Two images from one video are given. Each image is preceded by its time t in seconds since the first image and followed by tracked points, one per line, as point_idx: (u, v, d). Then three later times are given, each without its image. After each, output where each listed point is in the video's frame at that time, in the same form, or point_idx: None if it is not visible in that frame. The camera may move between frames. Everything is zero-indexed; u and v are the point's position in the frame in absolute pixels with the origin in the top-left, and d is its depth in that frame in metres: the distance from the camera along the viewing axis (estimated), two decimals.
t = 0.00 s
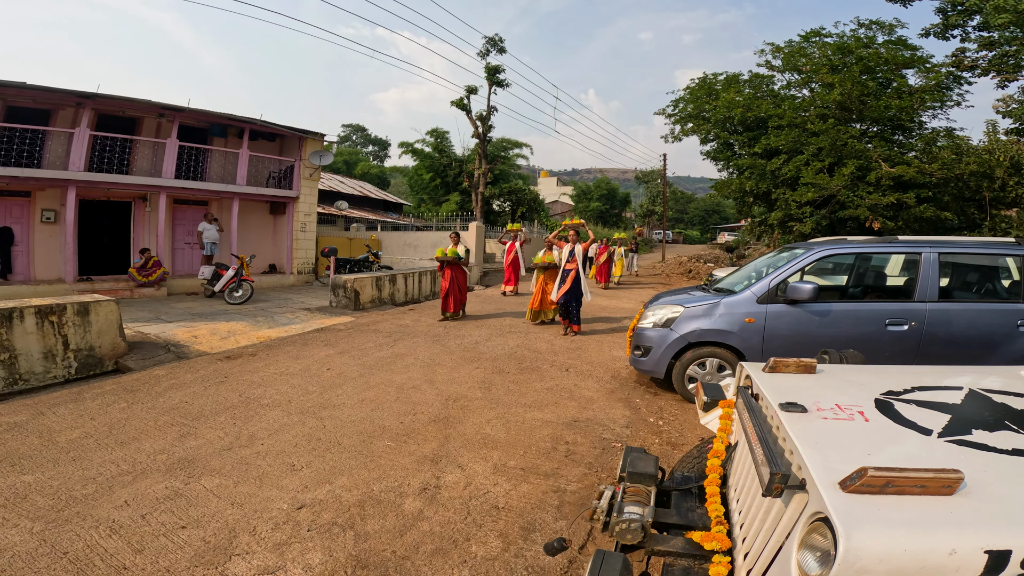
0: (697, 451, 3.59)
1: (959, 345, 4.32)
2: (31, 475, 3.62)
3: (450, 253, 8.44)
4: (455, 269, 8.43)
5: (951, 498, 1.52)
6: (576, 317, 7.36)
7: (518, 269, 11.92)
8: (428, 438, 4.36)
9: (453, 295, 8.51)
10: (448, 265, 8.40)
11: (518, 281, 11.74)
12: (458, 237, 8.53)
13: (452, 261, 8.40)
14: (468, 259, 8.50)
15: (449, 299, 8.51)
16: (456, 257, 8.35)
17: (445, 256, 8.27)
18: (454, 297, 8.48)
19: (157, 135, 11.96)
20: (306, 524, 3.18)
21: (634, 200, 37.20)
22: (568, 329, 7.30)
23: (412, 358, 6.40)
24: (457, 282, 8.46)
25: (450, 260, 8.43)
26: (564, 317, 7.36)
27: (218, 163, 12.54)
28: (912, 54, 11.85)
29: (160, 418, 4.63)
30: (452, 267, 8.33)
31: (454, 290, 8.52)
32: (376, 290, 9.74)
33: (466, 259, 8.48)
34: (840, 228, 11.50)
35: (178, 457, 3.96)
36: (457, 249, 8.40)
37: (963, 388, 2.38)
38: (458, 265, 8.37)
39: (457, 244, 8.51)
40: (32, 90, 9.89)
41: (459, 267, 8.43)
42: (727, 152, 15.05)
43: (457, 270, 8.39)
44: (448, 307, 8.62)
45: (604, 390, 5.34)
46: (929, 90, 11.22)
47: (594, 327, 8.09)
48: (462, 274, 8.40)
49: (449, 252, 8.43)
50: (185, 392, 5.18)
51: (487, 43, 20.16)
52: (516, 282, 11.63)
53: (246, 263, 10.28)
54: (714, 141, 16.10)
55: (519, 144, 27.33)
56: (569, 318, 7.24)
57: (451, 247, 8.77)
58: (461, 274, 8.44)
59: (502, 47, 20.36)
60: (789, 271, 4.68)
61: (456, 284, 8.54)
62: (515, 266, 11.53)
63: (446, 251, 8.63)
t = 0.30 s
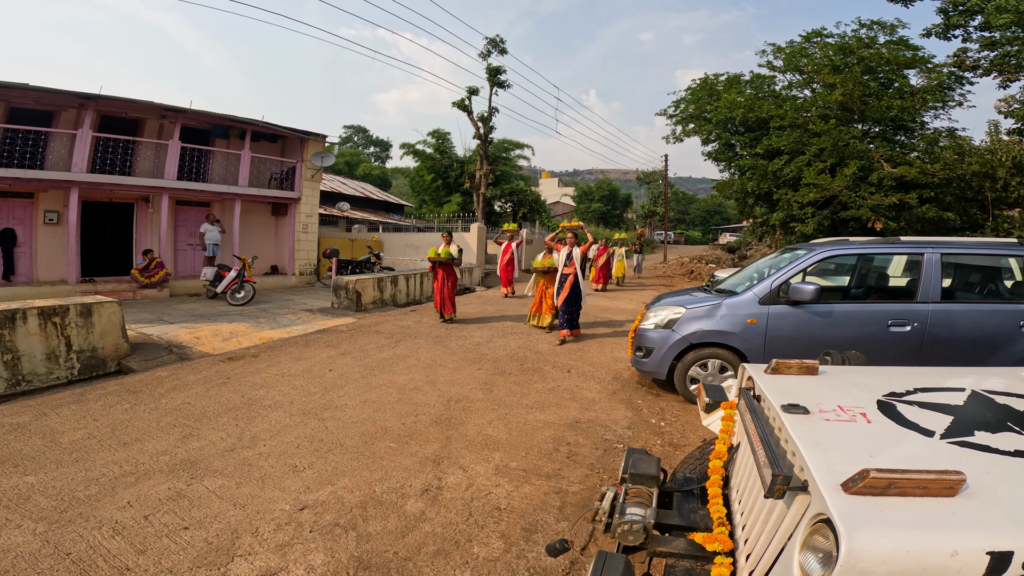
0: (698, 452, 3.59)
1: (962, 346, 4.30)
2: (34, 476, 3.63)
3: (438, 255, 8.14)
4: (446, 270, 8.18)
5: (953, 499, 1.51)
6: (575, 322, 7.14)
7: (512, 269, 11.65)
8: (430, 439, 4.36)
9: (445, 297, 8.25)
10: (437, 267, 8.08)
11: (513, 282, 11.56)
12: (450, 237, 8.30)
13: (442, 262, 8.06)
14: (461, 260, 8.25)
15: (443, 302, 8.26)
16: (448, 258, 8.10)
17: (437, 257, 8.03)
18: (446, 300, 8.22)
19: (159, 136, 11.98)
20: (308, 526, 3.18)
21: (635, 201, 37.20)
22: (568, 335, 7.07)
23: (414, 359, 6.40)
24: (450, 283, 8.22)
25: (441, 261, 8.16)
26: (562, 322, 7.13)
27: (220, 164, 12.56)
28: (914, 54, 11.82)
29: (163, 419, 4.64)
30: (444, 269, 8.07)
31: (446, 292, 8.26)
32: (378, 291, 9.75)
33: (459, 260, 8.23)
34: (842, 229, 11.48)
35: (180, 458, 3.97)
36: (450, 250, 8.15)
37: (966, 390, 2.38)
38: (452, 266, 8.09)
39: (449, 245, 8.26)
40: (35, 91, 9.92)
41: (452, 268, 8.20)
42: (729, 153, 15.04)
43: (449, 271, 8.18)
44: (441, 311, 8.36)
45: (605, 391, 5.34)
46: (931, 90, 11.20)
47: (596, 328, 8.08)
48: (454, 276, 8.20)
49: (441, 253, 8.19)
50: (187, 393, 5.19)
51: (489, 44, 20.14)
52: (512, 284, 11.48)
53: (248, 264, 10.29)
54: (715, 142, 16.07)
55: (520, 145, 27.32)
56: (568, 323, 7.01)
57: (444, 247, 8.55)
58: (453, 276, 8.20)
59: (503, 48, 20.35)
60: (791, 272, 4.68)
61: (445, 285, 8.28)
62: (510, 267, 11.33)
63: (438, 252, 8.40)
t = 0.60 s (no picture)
0: (701, 453, 3.58)
1: (965, 346, 4.29)
2: (38, 476, 3.64)
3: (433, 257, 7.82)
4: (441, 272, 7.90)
5: (956, 500, 1.51)
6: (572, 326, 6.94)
7: (507, 270, 11.44)
8: (432, 439, 4.36)
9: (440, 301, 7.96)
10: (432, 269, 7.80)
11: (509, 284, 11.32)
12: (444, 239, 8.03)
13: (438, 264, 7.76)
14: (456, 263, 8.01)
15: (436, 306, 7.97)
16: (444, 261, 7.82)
17: (432, 260, 7.64)
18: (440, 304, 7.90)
19: (162, 138, 12.01)
20: (311, 526, 3.19)
21: (637, 202, 37.17)
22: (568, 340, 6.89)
23: (416, 360, 6.41)
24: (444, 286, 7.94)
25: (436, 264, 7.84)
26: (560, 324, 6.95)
27: (222, 165, 12.58)
28: (916, 54, 11.80)
29: (166, 419, 4.65)
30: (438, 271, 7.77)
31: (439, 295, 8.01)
32: (380, 292, 9.76)
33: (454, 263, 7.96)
34: (844, 229, 11.47)
35: (183, 459, 3.98)
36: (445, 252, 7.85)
37: (969, 391, 2.37)
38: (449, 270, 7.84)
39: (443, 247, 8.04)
40: (37, 92, 9.94)
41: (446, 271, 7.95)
42: (731, 153, 15.03)
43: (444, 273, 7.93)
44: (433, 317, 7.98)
45: (607, 392, 5.34)
46: (934, 90, 11.18)
47: (598, 329, 8.09)
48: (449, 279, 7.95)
49: (436, 255, 7.86)
50: (190, 394, 5.20)
51: (490, 45, 20.14)
52: (507, 287, 11.24)
53: (250, 265, 10.30)
54: (717, 142, 16.07)
55: (522, 145, 27.32)
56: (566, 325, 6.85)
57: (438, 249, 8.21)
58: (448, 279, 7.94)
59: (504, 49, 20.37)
60: (793, 272, 4.67)
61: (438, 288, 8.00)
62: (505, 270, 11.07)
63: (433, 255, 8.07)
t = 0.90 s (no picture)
0: (708, 455, 3.56)
1: (974, 348, 4.26)
2: (46, 478, 3.64)
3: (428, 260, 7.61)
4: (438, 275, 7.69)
5: (972, 501, 1.49)
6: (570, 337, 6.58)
7: (507, 275, 11.19)
8: (438, 442, 4.35)
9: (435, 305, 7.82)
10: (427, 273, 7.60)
11: (509, 288, 11.07)
12: (440, 241, 7.82)
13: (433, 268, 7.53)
14: (450, 266, 7.77)
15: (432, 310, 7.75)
16: (438, 264, 7.59)
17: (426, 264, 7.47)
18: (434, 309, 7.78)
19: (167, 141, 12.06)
20: (317, 529, 3.18)
21: (641, 204, 37.14)
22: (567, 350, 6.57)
23: (421, 363, 6.40)
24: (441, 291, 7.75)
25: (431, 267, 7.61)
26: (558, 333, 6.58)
27: (227, 169, 12.63)
28: (920, 54, 11.77)
29: (172, 422, 4.65)
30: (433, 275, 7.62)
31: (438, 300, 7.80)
32: (385, 295, 9.76)
33: (449, 266, 7.73)
34: (850, 231, 11.44)
35: (190, 461, 3.98)
36: (440, 255, 7.60)
37: (979, 392, 2.35)
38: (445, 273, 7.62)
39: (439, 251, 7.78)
40: (44, 96, 10.00)
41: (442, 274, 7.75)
42: (735, 155, 15.03)
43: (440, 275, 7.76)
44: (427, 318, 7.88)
45: (613, 395, 5.32)
46: (938, 90, 11.16)
47: (603, 331, 8.07)
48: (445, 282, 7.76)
49: (430, 258, 7.62)
50: (197, 397, 5.20)
51: (493, 47, 20.19)
52: (507, 290, 11.00)
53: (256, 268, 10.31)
54: (721, 144, 16.06)
55: (525, 148, 27.37)
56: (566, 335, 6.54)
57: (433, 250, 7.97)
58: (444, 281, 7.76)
59: (507, 52, 20.42)
60: (799, 274, 4.66)
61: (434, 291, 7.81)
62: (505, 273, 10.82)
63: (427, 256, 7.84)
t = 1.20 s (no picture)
0: (717, 458, 3.53)
1: (985, 349, 4.22)
2: (54, 480, 3.65)
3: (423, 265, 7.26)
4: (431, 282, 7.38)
5: (990, 503, 1.46)
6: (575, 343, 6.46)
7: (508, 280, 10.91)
8: (444, 445, 4.34)
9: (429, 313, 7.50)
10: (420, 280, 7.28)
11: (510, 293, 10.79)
12: (432, 245, 7.45)
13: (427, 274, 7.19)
14: (444, 270, 7.45)
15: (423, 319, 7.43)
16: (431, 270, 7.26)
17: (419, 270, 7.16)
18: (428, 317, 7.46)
19: (175, 145, 12.16)
20: (323, 532, 3.16)
21: (646, 207, 37.10)
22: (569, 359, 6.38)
23: (427, 366, 6.39)
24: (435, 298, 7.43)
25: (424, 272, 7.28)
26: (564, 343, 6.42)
27: (234, 173, 12.72)
28: (926, 55, 11.72)
29: (180, 425, 4.65)
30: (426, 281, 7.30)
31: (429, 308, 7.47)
32: (391, 298, 9.77)
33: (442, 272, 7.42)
34: (858, 232, 11.39)
35: (197, 464, 3.98)
36: (433, 260, 7.28)
37: (993, 394, 2.32)
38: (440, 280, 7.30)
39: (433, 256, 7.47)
40: (53, 100, 10.10)
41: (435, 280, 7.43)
42: (741, 157, 15.00)
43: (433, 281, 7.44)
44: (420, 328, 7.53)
45: (619, 398, 5.29)
46: (945, 90, 11.10)
47: (609, 334, 8.05)
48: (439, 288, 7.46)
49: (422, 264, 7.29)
50: (204, 400, 5.20)
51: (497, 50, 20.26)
52: (508, 294, 10.70)
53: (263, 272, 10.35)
54: (726, 146, 16.04)
55: (530, 152, 27.42)
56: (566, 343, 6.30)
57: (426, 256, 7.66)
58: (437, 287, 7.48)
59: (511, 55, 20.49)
60: (807, 276, 4.63)
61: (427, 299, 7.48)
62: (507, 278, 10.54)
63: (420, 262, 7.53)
